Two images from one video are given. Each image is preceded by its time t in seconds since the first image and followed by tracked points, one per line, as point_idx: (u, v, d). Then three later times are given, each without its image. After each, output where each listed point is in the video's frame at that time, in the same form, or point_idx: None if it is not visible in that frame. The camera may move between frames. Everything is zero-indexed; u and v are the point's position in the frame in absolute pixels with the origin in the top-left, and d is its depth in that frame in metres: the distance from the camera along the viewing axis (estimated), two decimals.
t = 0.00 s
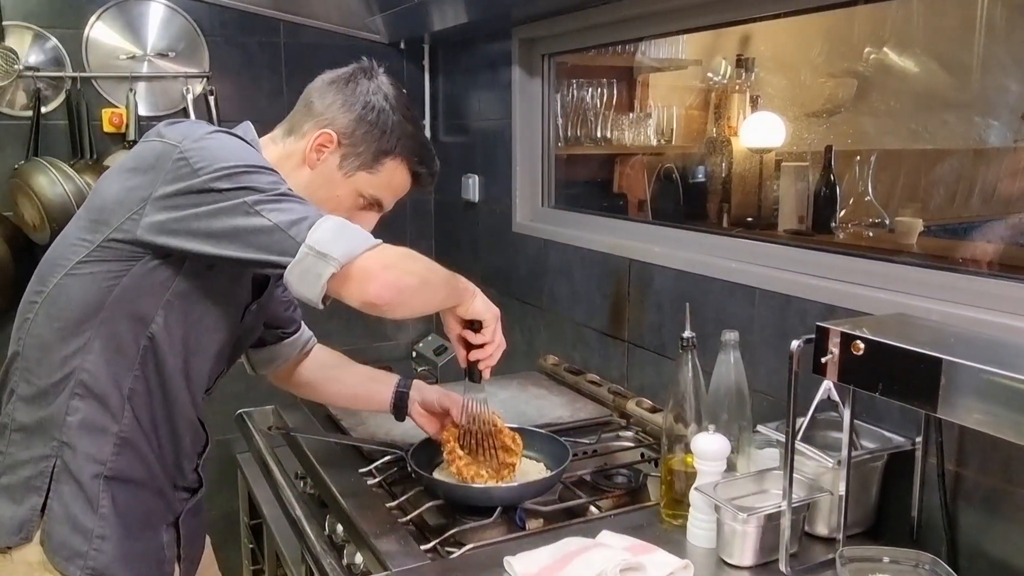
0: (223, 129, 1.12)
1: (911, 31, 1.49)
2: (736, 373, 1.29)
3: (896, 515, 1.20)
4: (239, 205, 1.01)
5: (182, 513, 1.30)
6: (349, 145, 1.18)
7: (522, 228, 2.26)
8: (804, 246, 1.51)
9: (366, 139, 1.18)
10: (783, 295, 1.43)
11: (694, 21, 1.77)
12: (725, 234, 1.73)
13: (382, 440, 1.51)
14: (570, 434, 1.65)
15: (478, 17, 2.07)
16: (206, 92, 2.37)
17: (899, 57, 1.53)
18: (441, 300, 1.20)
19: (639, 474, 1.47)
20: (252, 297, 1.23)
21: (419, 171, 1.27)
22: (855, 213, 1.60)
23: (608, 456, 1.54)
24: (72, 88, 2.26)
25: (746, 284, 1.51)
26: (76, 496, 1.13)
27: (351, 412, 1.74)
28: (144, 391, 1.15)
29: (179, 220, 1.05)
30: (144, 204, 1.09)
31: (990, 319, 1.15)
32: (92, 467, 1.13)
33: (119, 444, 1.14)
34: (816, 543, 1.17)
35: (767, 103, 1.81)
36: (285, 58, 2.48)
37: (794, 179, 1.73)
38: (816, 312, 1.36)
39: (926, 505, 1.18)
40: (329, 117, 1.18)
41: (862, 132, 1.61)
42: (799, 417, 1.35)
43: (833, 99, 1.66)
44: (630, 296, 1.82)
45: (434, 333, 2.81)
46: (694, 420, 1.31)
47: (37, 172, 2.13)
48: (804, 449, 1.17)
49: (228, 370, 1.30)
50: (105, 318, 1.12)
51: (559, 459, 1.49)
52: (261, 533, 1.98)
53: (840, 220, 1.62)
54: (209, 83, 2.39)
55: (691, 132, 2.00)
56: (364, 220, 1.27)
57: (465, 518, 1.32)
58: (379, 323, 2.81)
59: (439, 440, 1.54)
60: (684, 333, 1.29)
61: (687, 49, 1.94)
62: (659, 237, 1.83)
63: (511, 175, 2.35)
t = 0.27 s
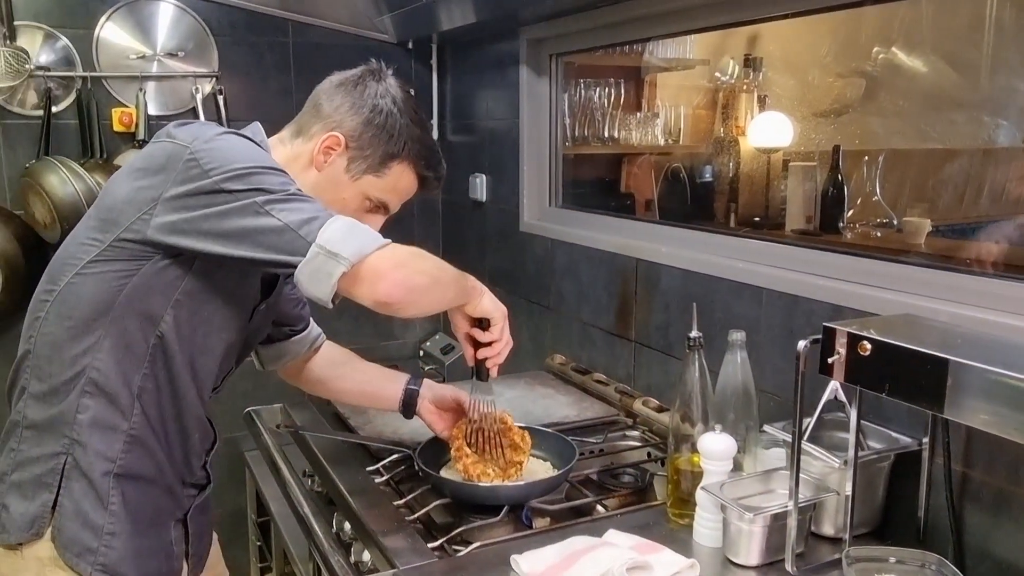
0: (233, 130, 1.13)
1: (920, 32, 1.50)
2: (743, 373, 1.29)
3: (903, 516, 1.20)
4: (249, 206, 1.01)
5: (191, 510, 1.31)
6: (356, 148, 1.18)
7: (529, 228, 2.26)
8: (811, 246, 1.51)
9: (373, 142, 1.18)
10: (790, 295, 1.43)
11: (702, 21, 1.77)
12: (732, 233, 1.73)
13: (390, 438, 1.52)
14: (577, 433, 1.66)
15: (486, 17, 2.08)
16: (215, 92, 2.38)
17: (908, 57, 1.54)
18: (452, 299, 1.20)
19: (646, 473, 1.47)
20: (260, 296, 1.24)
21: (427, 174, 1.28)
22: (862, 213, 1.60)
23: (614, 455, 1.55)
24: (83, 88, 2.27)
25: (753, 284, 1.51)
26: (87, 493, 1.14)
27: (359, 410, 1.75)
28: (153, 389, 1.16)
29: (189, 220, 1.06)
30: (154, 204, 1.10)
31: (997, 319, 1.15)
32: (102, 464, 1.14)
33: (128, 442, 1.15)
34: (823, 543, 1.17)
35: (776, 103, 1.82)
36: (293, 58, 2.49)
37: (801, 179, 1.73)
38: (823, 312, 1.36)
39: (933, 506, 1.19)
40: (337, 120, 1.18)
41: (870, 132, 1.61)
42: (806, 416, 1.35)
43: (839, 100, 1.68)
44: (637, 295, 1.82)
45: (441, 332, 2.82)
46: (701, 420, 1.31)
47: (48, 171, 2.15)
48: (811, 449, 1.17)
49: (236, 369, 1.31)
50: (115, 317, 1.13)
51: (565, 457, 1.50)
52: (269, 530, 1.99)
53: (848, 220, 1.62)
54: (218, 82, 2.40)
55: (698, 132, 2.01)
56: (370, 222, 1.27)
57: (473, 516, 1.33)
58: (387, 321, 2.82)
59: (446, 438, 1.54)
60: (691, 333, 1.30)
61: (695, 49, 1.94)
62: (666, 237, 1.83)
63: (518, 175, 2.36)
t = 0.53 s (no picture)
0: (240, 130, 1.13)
1: (928, 32, 1.49)
2: (750, 373, 1.29)
3: (910, 516, 1.20)
4: (256, 206, 1.02)
5: (198, 509, 1.31)
6: (363, 149, 1.19)
7: (536, 227, 2.26)
8: (819, 246, 1.51)
9: (380, 144, 1.19)
10: (797, 295, 1.43)
11: (710, 22, 1.77)
12: (739, 233, 1.73)
13: (397, 437, 1.52)
14: (583, 433, 1.66)
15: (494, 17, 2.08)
16: (223, 92, 2.39)
17: (916, 56, 1.53)
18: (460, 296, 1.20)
19: (652, 473, 1.47)
20: (269, 296, 1.24)
21: (434, 176, 1.28)
22: (871, 213, 1.61)
23: (621, 455, 1.55)
24: (92, 88, 2.28)
25: (760, 283, 1.51)
26: (94, 491, 1.14)
27: (365, 409, 1.75)
28: (160, 389, 1.17)
29: (196, 219, 1.06)
30: (160, 204, 1.10)
31: (1006, 320, 1.15)
32: (110, 463, 1.14)
33: (136, 441, 1.16)
34: (829, 543, 1.17)
35: (783, 102, 1.82)
36: (302, 58, 2.50)
37: (809, 179, 1.73)
38: (830, 312, 1.36)
39: (940, 507, 1.18)
40: (344, 121, 1.19)
41: (878, 131, 1.61)
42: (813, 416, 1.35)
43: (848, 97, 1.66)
44: (644, 295, 1.82)
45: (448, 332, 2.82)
46: (707, 420, 1.31)
47: (59, 170, 2.16)
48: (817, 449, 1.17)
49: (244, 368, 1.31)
50: (122, 317, 1.13)
51: (572, 457, 1.50)
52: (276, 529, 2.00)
53: (856, 220, 1.63)
54: (227, 83, 2.41)
55: (705, 131, 2.01)
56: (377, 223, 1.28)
57: (479, 515, 1.33)
58: (394, 321, 2.82)
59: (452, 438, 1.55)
60: (698, 333, 1.29)
61: (702, 49, 1.94)
62: (673, 237, 1.83)
63: (525, 174, 2.36)
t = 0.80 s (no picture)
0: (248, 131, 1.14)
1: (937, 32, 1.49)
2: (755, 372, 1.29)
3: (916, 515, 1.20)
4: (264, 209, 1.02)
5: (203, 508, 1.32)
6: (370, 150, 1.19)
7: (542, 226, 2.26)
8: (825, 245, 1.50)
9: (387, 145, 1.19)
10: (803, 294, 1.42)
11: (716, 21, 1.77)
12: (745, 232, 1.73)
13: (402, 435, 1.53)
14: (588, 431, 1.66)
15: (500, 16, 2.08)
16: (230, 91, 2.40)
17: (924, 55, 1.52)
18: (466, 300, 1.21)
19: (657, 472, 1.47)
20: (276, 297, 1.25)
21: (441, 176, 1.28)
22: (878, 212, 1.60)
23: (626, 453, 1.55)
24: (99, 87, 2.29)
25: (765, 283, 1.51)
26: (99, 491, 1.15)
27: (371, 407, 1.75)
28: (166, 388, 1.17)
29: (203, 221, 1.07)
30: (168, 205, 1.11)
31: (1013, 319, 1.15)
32: (115, 463, 1.15)
33: (141, 441, 1.16)
34: (834, 542, 1.17)
35: (790, 102, 1.82)
36: (308, 57, 2.50)
37: (815, 178, 1.73)
38: (836, 311, 1.36)
39: (946, 506, 1.18)
40: (350, 121, 1.19)
41: (885, 131, 1.61)
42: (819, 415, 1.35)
43: (855, 97, 1.66)
44: (649, 294, 1.82)
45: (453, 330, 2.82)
46: (713, 418, 1.31)
47: (66, 170, 2.17)
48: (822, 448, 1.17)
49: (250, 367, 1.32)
50: (128, 316, 1.14)
51: (577, 455, 1.50)
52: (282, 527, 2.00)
53: (863, 219, 1.62)
54: (233, 82, 2.42)
55: (712, 131, 2.00)
56: (385, 223, 1.29)
57: (484, 513, 1.34)
58: (399, 320, 2.83)
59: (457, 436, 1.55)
60: (703, 332, 1.29)
61: (709, 48, 1.94)
62: (680, 235, 1.83)
63: (531, 173, 2.36)
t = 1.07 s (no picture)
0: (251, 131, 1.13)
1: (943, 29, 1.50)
2: (758, 370, 1.28)
3: (919, 515, 1.19)
4: (269, 211, 1.02)
5: (203, 507, 1.32)
6: (376, 150, 1.19)
7: (545, 225, 2.26)
8: (829, 244, 1.50)
9: (393, 144, 1.19)
10: (806, 292, 1.42)
11: (720, 19, 1.77)
12: (748, 230, 1.72)
13: (405, 433, 1.53)
14: (591, 429, 1.66)
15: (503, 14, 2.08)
16: (233, 89, 2.40)
17: (927, 54, 1.55)
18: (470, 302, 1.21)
19: (660, 470, 1.47)
20: (279, 297, 1.25)
21: (446, 173, 1.28)
22: (881, 210, 1.59)
23: (628, 452, 1.55)
24: (103, 85, 2.30)
25: (768, 281, 1.50)
26: (99, 490, 1.15)
27: (373, 406, 1.75)
28: (166, 387, 1.17)
29: (207, 221, 1.07)
30: (171, 205, 1.11)
31: (1017, 317, 1.14)
32: (115, 462, 1.15)
33: (142, 440, 1.16)
34: (837, 541, 1.16)
35: (793, 100, 1.81)
36: (311, 55, 2.50)
37: (818, 177, 1.72)
38: (839, 309, 1.35)
39: (949, 505, 1.18)
40: (355, 121, 1.19)
41: (888, 130, 1.61)
42: (822, 413, 1.34)
43: (859, 96, 1.67)
44: (652, 292, 1.82)
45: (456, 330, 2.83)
46: (715, 417, 1.31)
47: (69, 168, 2.17)
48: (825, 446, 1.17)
49: (252, 366, 1.32)
50: (130, 314, 1.14)
51: (580, 453, 1.50)
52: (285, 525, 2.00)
53: (866, 218, 1.61)
54: (236, 80, 2.42)
55: (715, 129, 2.00)
56: (390, 221, 1.29)
57: (486, 511, 1.33)
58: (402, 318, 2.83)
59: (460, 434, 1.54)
60: (705, 329, 1.29)
61: (712, 47, 1.94)
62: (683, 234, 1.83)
63: (534, 172, 2.36)
